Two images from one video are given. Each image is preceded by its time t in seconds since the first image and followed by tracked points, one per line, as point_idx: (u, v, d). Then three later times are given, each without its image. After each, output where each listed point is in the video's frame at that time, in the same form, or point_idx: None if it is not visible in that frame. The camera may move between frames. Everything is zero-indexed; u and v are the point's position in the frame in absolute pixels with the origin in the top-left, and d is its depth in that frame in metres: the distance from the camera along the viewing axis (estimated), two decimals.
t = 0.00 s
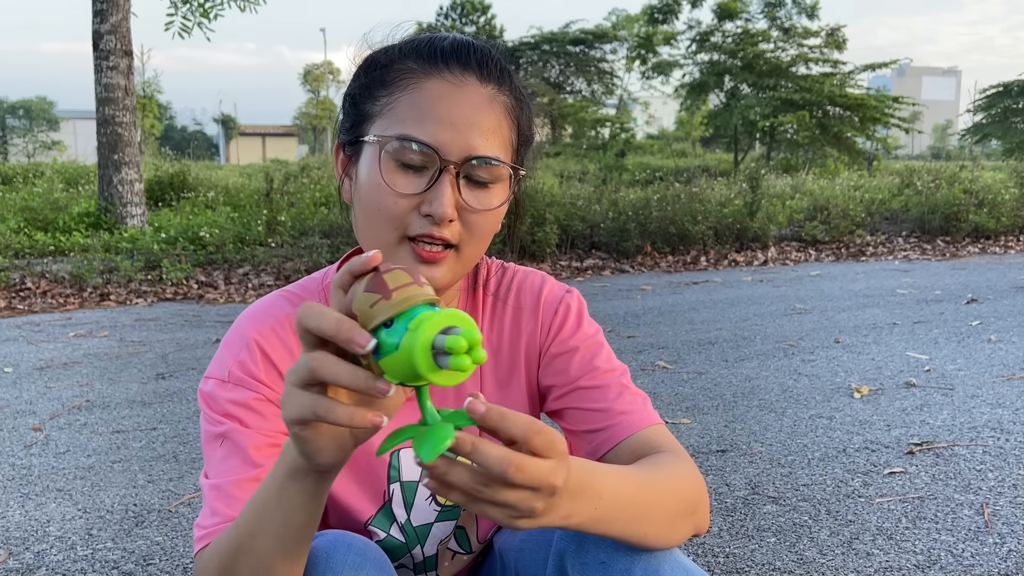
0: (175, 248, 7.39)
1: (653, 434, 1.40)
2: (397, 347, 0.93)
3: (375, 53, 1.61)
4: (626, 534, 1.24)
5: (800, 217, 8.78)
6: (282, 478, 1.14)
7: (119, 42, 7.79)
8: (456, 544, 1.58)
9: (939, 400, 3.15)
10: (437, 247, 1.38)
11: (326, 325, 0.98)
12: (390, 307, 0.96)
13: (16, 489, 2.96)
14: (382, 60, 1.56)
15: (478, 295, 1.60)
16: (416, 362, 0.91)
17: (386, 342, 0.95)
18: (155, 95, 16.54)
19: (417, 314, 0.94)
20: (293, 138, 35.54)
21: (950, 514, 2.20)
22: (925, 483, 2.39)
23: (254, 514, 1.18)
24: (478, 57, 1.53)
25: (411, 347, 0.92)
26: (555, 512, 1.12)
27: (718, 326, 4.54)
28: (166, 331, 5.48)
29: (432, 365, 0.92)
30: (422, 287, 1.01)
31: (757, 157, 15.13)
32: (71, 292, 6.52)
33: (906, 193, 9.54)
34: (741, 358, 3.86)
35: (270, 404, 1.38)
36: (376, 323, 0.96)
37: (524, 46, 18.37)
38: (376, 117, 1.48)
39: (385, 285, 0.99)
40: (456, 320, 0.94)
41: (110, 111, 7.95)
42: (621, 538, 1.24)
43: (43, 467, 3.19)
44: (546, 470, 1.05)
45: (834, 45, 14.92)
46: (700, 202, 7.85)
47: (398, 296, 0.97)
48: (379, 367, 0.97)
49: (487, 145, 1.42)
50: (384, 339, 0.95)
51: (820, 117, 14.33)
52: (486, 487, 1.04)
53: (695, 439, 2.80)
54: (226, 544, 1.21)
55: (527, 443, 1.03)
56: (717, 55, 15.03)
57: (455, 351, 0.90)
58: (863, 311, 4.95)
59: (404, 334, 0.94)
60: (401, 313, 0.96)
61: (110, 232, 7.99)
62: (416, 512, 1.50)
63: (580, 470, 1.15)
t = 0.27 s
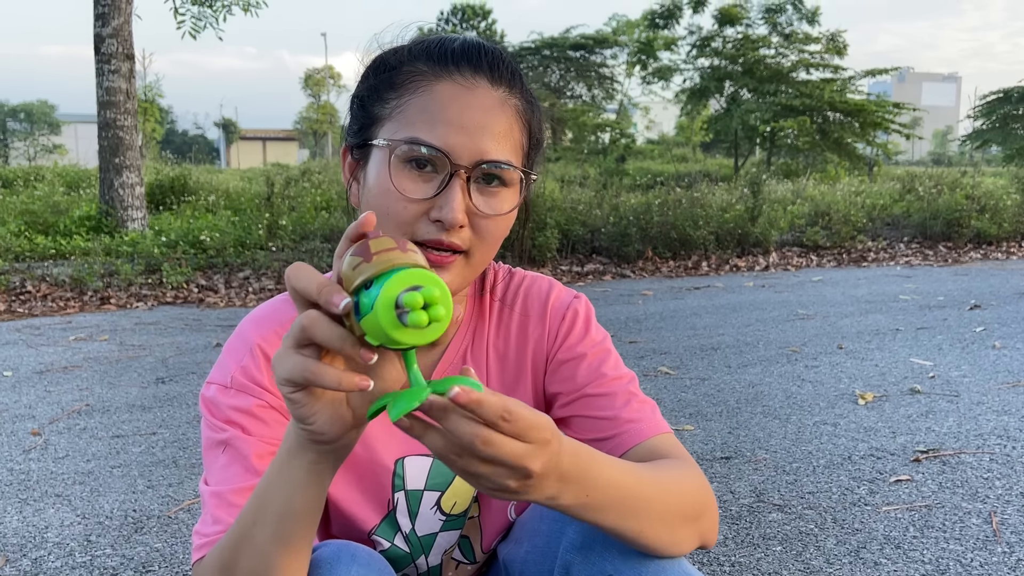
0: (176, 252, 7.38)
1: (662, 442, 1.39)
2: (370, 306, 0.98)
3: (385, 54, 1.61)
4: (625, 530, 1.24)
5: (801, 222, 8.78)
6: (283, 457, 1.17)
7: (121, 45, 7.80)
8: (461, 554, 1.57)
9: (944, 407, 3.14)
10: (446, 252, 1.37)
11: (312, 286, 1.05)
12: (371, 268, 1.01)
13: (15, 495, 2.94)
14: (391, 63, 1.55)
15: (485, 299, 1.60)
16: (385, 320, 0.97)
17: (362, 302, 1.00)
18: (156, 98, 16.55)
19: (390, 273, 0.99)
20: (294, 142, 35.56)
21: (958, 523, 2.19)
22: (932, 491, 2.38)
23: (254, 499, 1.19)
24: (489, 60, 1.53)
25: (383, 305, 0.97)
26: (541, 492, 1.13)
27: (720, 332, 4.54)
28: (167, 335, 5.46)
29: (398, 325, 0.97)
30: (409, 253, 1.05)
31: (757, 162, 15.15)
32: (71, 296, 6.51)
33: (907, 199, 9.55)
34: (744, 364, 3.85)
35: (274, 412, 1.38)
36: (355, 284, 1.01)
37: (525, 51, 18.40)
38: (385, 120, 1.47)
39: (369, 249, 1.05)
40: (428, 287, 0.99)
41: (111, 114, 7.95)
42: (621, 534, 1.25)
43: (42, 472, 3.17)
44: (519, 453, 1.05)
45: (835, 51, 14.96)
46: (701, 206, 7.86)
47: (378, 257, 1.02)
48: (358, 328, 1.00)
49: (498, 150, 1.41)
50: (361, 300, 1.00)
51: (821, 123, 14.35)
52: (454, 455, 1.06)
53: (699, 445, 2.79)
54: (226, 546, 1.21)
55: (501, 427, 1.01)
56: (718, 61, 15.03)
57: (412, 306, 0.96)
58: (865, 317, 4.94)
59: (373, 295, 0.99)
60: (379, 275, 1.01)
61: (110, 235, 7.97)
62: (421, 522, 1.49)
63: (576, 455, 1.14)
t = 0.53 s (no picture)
0: (179, 259, 7.38)
1: (668, 458, 1.38)
2: (353, 294, 0.97)
3: (388, 61, 1.60)
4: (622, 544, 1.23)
5: (806, 236, 8.77)
6: (283, 462, 1.15)
7: (128, 53, 7.84)
8: (461, 569, 1.55)
9: (951, 424, 3.12)
10: (448, 262, 1.36)
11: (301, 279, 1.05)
12: (358, 258, 1.00)
13: (11, 503, 2.92)
14: (395, 70, 1.55)
15: (488, 308, 1.60)
16: (364, 307, 0.95)
17: (347, 292, 0.99)
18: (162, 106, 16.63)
19: (373, 262, 0.98)
20: (299, 151, 35.71)
21: (966, 542, 2.16)
22: (940, 510, 2.35)
23: (253, 507, 1.17)
24: (493, 66, 1.52)
25: (365, 292, 0.96)
26: (534, 496, 1.12)
27: (725, 345, 4.51)
28: (168, 343, 5.45)
29: (376, 311, 0.95)
30: (400, 246, 1.04)
31: (762, 175, 15.15)
32: (74, 302, 6.50)
33: (913, 213, 9.53)
34: (749, 378, 3.82)
35: (274, 422, 1.37)
36: (343, 275, 1.01)
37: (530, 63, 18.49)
38: (388, 128, 1.46)
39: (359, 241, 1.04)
40: (412, 275, 0.97)
41: (117, 121, 7.98)
42: (619, 547, 1.24)
43: (40, 481, 3.15)
44: (502, 451, 1.02)
45: (841, 65, 15.00)
46: (706, 219, 7.86)
47: (367, 249, 1.01)
48: (345, 319, 0.98)
49: (500, 157, 1.40)
50: (347, 291, 0.99)
51: (825, 137, 14.36)
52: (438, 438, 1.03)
53: (703, 460, 2.77)
54: (223, 557, 1.20)
55: (480, 420, 0.97)
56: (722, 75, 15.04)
57: (388, 288, 0.95)
58: (871, 331, 4.91)
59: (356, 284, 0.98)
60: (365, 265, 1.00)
61: (114, 242, 7.98)
62: (421, 536, 1.47)
63: (576, 466, 1.11)
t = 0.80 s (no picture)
0: (189, 274, 7.44)
1: (684, 470, 1.38)
2: (377, 298, 0.99)
3: (404, 71, 1.64)
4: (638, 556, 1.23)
5: (815, 259, 8.78)
6: (301, 467, 1.15)
7: (143, 70, 7.97)
8: None
9: (963, 448, 3.10)
10: (463, 267, 1.37)
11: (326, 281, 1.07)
12: (382, 264, 1.02)
13: (20, 512, 2.93)
14: (409, 80, 1.58)
15: (504, 319, 1.62)
16: (386, 312, 0.98)
17: (371, 296, 1.01)
18: (175, 124, 16.83)
19: (398, 268, 1.01)
20: (309, 170, 36.04)
21: (980, 566, 2.14)
22: (953, 533, 2.33)
23: (270, 511, 1.18)
24: (505, 75, 1.55)
25: (390, 298, 0.98)
26: (550, 505, 1.12)
27: (734, 367, 4.50)
28: (177, 356, 5.47)
29: (400, 316, 0.98)
30: (426, 254, 1.07)
31: (770, 200, 15.19)
32: (84, 316, 6.55)
33: (922, 238, 9.54)
34: (758, 400, 3.81)
35: (288, 427, 1.37)
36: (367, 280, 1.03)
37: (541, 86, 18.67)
38: (403, 137, 1.49)
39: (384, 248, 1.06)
40: (436, 282, 0.99)
41: (131, 137, 8.10)
42: (635, 559, 1.24)
43: (48, 490, 3.16)
44: (521, 457, 1.02)
45: (849, 91, 15.10)
46: (715, 241, 7.88)
47: (392, 255, 1.04)
48: (367, 323, 1.00)
49: (513, 164, 1.43)
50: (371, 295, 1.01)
51: (834, 162, 14.41)
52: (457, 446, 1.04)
53: (713, 480, 2.75)
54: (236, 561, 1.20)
55: (499, 425, 0.99)
56: (732, 97, 15.29)
57: (412, 293, 0.97)
58: (881, 355, 4.90)
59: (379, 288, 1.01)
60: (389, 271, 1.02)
61: (125, 257, 8.05)
62: (434, 546, 1.48)
63: (593, 475, 1.12)
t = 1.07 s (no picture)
0: (195, 292, 7.47)
1: (697, 500, 1.38)
2: (395, 331, 1.00)
3: (416, 99, 1.66)
4: None
5: (821, 278, 8.77)
6: (318, 499, 1.17)
7: (152, 88, 8.06)
8: None
9: (973, 471, 3.08)
10: (475, 294, 1.38)
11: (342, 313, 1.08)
12: (399, 294, 1.03)
13: (26, 533, 2.93)
14: (421, 107, 1.61)
15: (516, 345, 1.63)
16: (407, 344, 0.98)
17: (388, 327, 1.02)
18: (183, 141, 16.98)
19: (416, 297, 1.01)
20: (315, 187, 36.28)
21: None
22: (963, 558, 2.31)
23: (285, 541, 1.19)
24: (517, 103, 1.57)
25: (409, 331, 0.98)
26: (567, 535, 1.12)
27: (741, 387, 4.49)
28: (183, 374, 5.49)
29: (418, 345, 0.98)
30: (440, 284, 1.07)
31: (775, 217, 15.21)
32: (90, 332, 6.57)
33: (929, 258, 9.54)
34: (765, 421, 3.80)
35: (301, 455, 1.38)
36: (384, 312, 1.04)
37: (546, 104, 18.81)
38: (415, 165, 1.51)
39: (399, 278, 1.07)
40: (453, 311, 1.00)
41: (139, 155, 8.17)
42: None
43: (54, 510, 3.16)
44: (539, 486, 1.02)
45: (854, 109, 15.17)
46: (721, 260, 7.90)
47: (409, 285, 1.04)
48: (385, 354, 1.01)
49: (525, 192, 1.44)
50: (388, 327, 1.02)
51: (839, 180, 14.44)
52: (475, 475, 1.04)
53: (721, 503, 2.74)
54: None
55: (519, 454, 0.99)
56: (737, 115, 15.42)
57: (431, 322, 0.98)
58: (888, 376, 4.88)
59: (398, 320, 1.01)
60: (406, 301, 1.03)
61: (132, 273, 8.09)
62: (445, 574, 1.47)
63: (610, 504, 1.12)
